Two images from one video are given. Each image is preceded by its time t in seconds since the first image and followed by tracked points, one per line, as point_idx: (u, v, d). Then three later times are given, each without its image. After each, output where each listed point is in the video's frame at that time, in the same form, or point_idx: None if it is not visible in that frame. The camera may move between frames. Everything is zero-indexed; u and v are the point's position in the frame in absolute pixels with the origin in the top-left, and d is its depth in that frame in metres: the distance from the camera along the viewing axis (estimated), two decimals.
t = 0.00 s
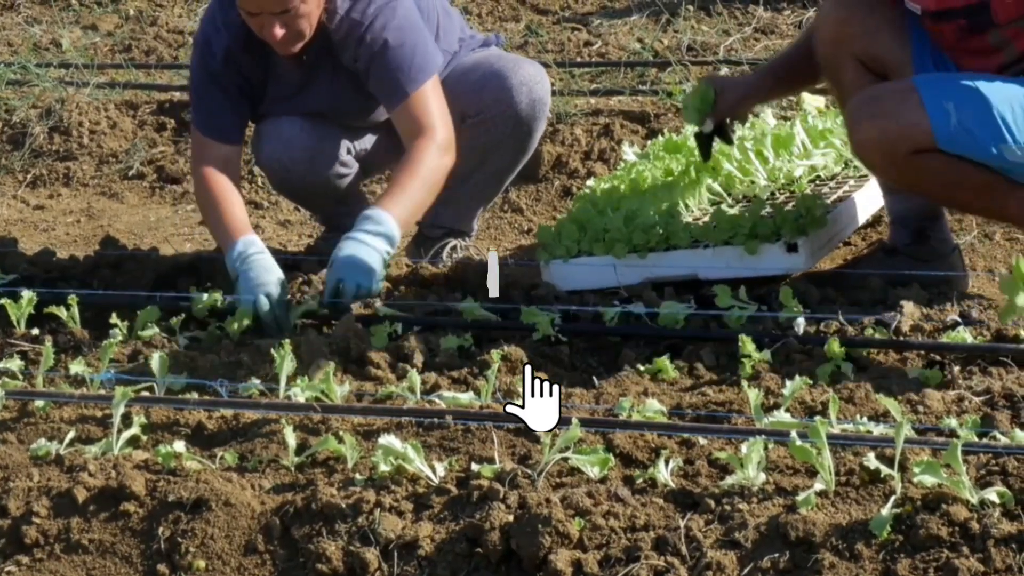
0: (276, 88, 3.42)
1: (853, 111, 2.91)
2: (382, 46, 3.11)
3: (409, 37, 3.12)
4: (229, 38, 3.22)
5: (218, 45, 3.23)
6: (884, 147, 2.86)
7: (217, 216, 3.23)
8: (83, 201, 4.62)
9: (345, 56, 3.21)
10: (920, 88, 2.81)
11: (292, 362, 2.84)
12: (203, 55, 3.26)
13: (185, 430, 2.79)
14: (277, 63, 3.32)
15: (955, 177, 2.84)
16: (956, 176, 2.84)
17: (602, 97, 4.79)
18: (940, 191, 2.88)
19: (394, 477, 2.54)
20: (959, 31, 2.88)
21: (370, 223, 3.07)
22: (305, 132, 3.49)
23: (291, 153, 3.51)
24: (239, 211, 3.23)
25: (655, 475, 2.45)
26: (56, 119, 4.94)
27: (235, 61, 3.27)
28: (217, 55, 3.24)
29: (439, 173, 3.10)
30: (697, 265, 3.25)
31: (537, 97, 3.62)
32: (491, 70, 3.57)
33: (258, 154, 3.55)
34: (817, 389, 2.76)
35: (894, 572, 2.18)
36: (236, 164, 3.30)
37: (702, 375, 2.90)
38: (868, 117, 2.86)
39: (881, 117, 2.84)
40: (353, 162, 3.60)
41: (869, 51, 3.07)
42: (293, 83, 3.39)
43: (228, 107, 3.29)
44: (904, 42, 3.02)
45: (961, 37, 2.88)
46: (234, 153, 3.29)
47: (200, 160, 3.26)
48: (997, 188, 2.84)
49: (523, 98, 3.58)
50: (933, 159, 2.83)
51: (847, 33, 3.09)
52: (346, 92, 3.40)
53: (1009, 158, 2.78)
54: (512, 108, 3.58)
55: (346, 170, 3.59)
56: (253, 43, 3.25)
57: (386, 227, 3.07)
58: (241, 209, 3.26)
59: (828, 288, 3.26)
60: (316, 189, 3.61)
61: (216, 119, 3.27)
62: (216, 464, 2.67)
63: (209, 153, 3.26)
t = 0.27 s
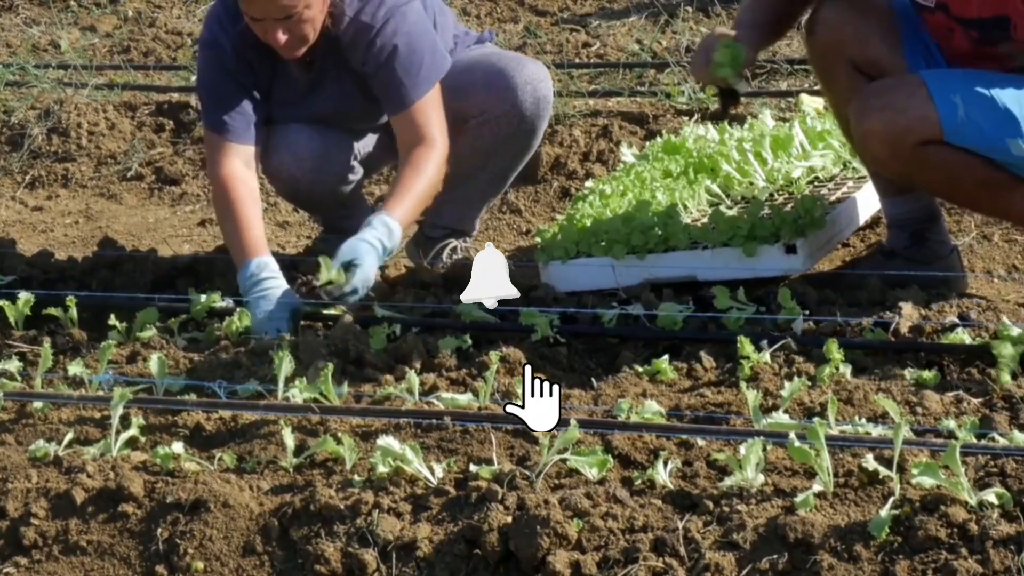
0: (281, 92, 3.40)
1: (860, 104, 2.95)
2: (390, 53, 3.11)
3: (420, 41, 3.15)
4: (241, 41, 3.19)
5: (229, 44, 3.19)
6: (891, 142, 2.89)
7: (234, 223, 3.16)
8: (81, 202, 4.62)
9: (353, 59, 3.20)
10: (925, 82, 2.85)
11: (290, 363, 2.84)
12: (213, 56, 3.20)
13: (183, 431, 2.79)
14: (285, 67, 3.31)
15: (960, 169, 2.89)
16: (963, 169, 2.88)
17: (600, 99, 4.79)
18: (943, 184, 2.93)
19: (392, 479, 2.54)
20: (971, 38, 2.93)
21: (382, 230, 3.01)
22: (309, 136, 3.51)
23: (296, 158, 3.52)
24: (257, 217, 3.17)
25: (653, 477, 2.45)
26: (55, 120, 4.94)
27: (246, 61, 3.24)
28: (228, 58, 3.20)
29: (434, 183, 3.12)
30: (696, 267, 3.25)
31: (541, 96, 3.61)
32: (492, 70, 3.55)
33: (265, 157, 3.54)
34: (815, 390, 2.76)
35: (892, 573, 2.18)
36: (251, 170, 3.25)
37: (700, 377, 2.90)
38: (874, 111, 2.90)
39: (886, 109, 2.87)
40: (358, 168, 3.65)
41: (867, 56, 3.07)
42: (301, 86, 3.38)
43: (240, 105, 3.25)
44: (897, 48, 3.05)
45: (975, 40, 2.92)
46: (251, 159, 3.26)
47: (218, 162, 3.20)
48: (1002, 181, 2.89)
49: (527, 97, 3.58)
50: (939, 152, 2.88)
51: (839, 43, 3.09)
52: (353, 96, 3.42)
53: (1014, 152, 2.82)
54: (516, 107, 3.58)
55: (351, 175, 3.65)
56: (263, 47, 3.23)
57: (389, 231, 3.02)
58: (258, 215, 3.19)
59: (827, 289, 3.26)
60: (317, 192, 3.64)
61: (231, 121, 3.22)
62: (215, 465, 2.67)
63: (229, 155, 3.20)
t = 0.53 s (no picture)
0: (280, 95, 3.43)
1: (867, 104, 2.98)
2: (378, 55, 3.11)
3: (410, 50, 3.14)
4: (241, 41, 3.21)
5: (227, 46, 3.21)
6: (898, 140, 2.92)
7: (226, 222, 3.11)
8: (79, 203, 4.62)
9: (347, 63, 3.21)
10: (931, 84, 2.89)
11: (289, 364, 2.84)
12: (213, 57, 3.20)
13: (181, 432, 2.79)
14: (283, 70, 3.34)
15: (966, 170, 2.92)
16: (970, 169, 2.91)
17: (598, 100, 4.79)
18: (950, 184, 2.96)
19: (390, 480, 2.53)
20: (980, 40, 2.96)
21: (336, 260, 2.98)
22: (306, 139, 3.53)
23: (294, 160, 3.54)
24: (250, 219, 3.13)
25: (651, 477, 2.45)
26: (53, 121, 4.94)
27: (244, 60, 3.26)
28: (225, 58, 3.21)
29: (394, 205, 3.06)
30: (693, 268, 3.25)
31: (535, 100, 3.62)
32: (491, 73, 3.56)
33: (260, 157, 3.56)
34: (812, 391, 2.76)
35: (890, 573, 2.19)
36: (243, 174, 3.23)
37: (698, 377, 2.90)
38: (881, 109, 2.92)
39: (892, 108, 2.91)
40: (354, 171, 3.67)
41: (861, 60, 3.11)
42: (300, 87, 3.40)
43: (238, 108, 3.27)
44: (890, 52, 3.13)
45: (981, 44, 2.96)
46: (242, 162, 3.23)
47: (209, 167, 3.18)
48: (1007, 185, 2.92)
49: (522, 100, 3.59)
50: (944, 150, 2.91)
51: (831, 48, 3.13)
52: (350, 101, 3.44)
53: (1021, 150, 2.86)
54: (510, 111, 3.59)
55: (347, 177, 3.66)
56: (263, 47, 3.26)
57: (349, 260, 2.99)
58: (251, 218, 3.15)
59: (824, 290, 3.26)
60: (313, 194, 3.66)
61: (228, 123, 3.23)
62: (212, 466, 2.66)
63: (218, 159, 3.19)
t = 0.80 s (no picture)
0: (270, 103, 3.43)
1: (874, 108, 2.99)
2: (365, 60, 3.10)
3: (392, 55, 3.12)
4: (228, 52, 3.21)
5: (215, 57, 3.22)
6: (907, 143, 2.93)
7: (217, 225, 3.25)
8: (77, 204, 4.61)
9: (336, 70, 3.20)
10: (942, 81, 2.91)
11: (287, 364, 2.84)
12: (201, 69, 3.24)
13: (179, 433, 2.79)
14: (274, 77, 3.33)
15: (976, 168, 2.95)
16: (978, 167, 2.95)
17: (596, 100, 4.80)
18: (957, 182, 2.99)
19: (388, 480, 2.53)
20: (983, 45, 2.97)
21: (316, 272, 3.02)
22: (297, 144, 3.54)
23: (285, 164, 3.55)
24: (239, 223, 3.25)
25: (649, 478, 2.45)
26: (51, 121, 4.94)
27: (232, 70, 3.26)
28: (213, 69, 3.23)
29: (384, 209, 3.07)
30: (692, 268, 3.25)
31: (537, 109, 3.62)
32: (492, 79, 3.58)
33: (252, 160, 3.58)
34: (811, 391, 2.76)
35: (889, 574, 2.19)
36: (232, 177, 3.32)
37: (697, 378, 2.90)
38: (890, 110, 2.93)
39: (907, 112, 2.90)
40: (348, 173, 3.68)
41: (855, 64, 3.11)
42: (290, 95, 3.39)
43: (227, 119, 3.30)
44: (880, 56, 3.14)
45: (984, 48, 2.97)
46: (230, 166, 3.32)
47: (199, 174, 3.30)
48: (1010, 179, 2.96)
49: (523, 109, 3.59)
50: (952, 149, 2.95)
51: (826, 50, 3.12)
52: (340, 108, 3.43)
53: None
54: (511, 119, 3.59)
55: (340, 181, 3.68)
56: (251, 58, 3.25)
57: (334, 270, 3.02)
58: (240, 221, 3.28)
59: (822, 291, 3.26)
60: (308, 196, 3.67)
61: (218, 131, 3.29)
62: (211, 467, 2.66)
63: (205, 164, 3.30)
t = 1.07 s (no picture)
0: (263, 103, 3.45)
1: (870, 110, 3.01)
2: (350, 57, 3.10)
3: (375, 52, 3.11)
4: (221, 48, 3.24)
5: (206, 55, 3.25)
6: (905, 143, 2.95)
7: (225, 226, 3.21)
8: (76, 204, 4.61)
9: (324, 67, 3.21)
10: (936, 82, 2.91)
11: (286, 364, 2.84)
12: (195, 67, 3.27)
13: (178, 433, 2.79)
14: (264, 75, 3.35)
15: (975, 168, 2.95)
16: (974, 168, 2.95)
17: (595, 100, 4.80)
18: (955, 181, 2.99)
19: (387, 481, 2.53)
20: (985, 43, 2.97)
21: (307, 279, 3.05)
22: (293, 144, 3.54)
23: (279, 165, 3.54)
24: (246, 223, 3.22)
25: (648, 478, 2.45)
26: (50, 122, 4.94)
27: (225, 66, 3.28)
28: (207, 66, 3.26)
29: (371, 205, 3.07)
30: (691, 269, 3.25)
31: (531, 113, 3.61)
32: (486, 83, 3.57)
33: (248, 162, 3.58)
34: (810, 391, 2.76)
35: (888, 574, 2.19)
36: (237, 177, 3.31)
37: (695, 378, 2.91)
38: (887, 111, 2.95)
39: (904, 112, 2.92)
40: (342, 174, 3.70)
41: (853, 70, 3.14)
42: (281, 94, 3.41)
43: (223, 116, 3.31)
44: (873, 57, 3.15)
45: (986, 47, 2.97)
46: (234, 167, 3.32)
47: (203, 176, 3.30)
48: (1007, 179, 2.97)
49: (517, 114, 3.58)
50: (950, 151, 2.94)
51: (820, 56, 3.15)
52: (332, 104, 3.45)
53: None
54: (505, 123, 3.58)
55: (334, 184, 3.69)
56: (241, 55, 3.28)
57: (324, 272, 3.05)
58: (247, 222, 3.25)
59: (821, 291, 3.26)
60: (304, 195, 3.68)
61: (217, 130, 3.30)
62: (210, 467, 2.66)
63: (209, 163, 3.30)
